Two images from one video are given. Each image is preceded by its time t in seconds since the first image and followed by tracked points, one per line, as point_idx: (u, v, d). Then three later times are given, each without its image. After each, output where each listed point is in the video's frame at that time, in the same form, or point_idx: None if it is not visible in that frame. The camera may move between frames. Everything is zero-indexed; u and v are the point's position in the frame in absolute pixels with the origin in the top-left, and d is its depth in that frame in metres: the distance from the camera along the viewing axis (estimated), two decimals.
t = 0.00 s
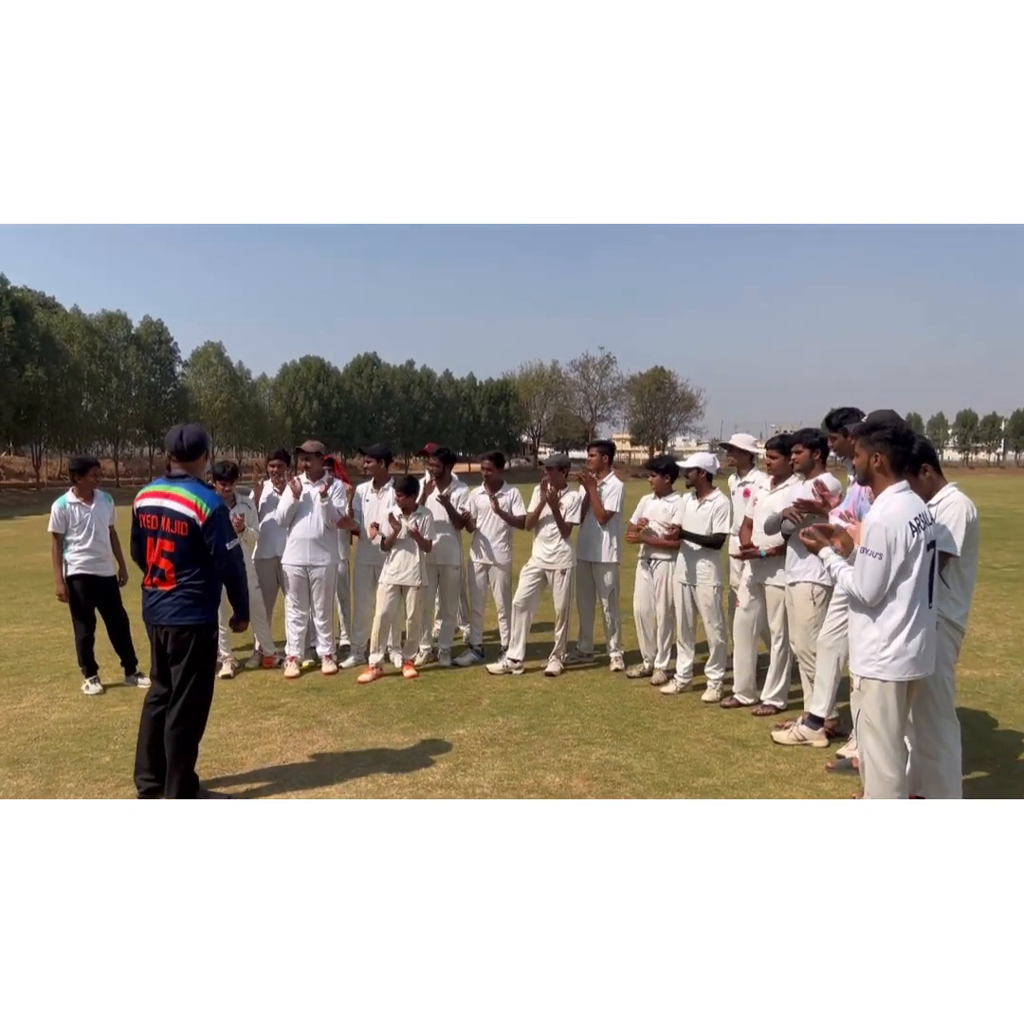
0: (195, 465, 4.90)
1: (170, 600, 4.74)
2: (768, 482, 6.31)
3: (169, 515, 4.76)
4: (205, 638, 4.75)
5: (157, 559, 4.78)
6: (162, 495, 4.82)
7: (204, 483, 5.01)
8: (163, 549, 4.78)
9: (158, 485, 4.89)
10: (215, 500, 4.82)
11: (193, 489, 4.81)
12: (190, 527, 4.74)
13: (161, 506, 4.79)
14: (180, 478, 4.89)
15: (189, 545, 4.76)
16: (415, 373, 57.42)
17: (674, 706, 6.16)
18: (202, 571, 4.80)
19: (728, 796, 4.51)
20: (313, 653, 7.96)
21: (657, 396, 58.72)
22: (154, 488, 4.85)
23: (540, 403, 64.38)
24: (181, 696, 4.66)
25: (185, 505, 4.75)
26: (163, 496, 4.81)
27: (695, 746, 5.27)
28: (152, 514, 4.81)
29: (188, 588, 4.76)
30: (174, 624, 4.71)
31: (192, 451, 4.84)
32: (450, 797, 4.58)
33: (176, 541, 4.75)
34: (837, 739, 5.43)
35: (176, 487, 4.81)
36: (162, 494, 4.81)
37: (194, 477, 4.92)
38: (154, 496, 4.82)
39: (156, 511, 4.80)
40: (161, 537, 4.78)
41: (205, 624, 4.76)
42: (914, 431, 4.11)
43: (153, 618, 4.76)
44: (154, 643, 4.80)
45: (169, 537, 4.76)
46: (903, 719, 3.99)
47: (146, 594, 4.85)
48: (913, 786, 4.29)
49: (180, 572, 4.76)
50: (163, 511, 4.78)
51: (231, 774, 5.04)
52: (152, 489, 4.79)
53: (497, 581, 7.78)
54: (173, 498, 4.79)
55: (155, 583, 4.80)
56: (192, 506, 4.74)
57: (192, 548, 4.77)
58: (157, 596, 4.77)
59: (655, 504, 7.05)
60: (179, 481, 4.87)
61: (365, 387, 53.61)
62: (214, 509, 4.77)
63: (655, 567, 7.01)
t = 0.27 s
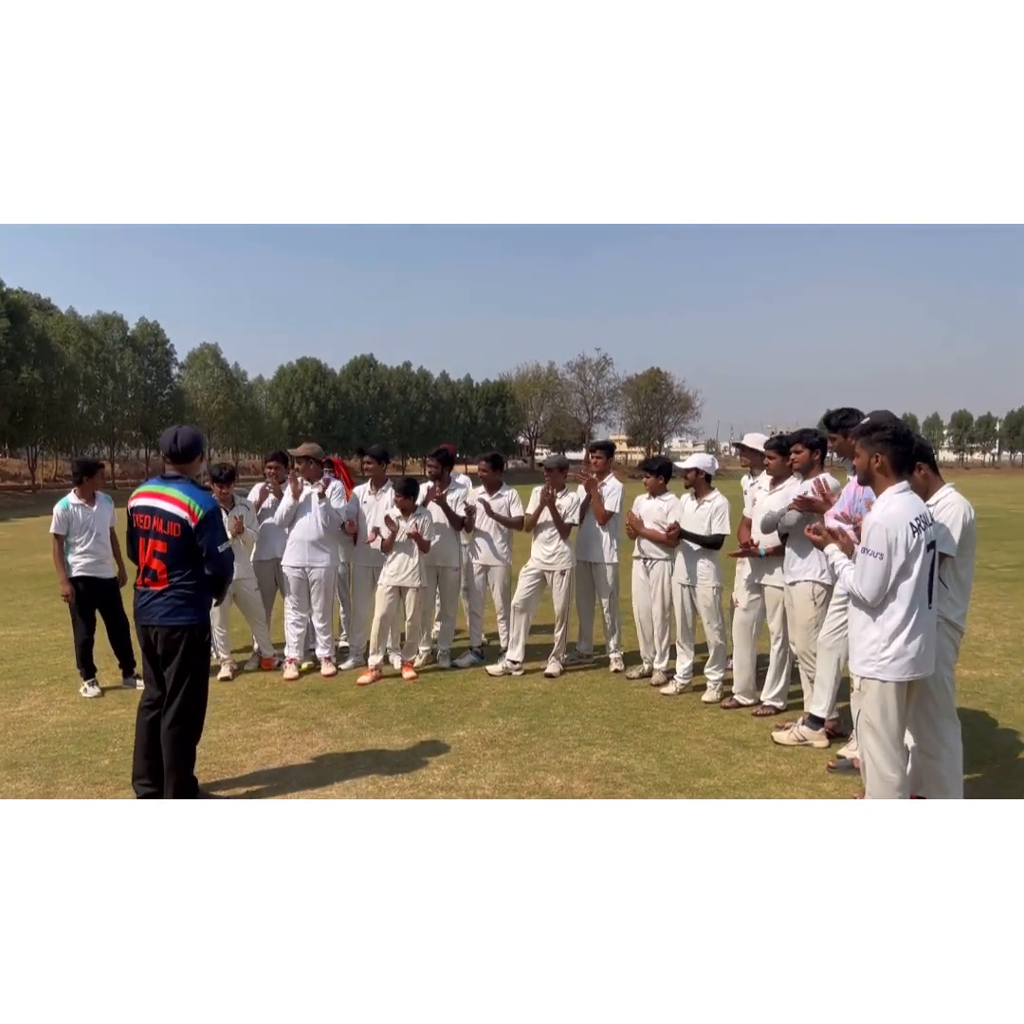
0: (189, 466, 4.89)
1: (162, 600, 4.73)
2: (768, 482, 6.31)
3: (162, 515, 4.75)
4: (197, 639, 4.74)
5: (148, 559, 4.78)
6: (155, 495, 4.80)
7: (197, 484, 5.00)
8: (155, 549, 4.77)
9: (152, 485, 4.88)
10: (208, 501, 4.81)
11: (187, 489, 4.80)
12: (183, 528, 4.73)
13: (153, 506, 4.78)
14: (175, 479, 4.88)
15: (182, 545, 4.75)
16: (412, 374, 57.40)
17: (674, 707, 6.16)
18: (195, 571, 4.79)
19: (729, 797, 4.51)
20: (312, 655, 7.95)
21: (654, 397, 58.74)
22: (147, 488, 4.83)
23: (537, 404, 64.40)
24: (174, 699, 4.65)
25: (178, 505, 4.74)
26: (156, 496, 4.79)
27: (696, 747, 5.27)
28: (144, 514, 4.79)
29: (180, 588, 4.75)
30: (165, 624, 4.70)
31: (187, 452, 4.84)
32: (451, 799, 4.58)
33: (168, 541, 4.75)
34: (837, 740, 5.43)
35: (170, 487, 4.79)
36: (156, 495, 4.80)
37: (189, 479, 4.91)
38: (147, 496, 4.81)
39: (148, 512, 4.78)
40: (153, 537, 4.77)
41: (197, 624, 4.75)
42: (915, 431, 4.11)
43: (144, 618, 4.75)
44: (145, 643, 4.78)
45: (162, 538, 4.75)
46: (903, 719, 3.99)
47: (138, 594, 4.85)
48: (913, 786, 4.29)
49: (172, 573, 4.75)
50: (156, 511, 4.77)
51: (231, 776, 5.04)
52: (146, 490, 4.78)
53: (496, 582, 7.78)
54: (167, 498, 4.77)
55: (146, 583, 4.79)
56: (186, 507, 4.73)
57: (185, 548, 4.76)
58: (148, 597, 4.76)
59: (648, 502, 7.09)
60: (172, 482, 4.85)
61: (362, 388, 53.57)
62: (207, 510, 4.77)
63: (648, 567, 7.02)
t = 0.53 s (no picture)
0: (180, 467, 4.86)
1: (153, 601, 4.71)
2: (768, 482, 6.31)
3: (152, 516, 4.75)
4: (186, 640, 4.70)
5: (140, 560, 4.77)
6: (146, 497, 4.79)
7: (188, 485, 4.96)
8: (146, 551, 4.76)
9: (145, 486, 4.87)
10: (197, 502, 4.77)
11: (177, 490, 4.79)
12: (173, 529, 4.72)
13: (144, 508, 4.77)
14: (166, 480, 4.85)
15: (172, 545, 4.73)
16: (406, 375, 57.33)
17: (676, 708, 6.15)
18: (186, 572, 4.75)
19: (734, 799, 4.50)
20: (311, 658, 7.92)
21: (648, 397, 58.78)
22: (139, 490, 4.82)
23: (531, 404, 64.41)
24: (173, 700, 4.63)
25: (168, 506, 4.73)
26: (147, 497, 4.79)
27: (699, 748, 5.26)
28: (136, 515, 4.80)
29: (171, 589, 4.71)
30: (157, 626, 4.68)
31: (176, 453, 4.80)
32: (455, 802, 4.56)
33: (158, 543, 4.73)
34: (840, 741, 5.42)
35: (161, 489, 4.77)
36: (146, 496, 4.80)
37: (179, 479, 4.88)
38: (138, 498, 4.79)
39: (140, 515, 4.78)
40: (143, 538, 4.77)
41: (190, 626, 4.71)
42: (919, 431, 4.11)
43: (137, 619, 4.74)
44: (138, 644, 4.77)
45: (152, 539, 4.74)
46: (908, 720, 3.99)
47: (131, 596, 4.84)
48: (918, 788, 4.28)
49: (163, 573, 4.72)
50: (147, 514, 4.75)
51: (233, 780, 5.01)
52: (138, 490, 4.78)
53: (496, 583, 7.76)
54: (157, 500, 4.77)
55: (139, 584, 4.78)
56: (175, 508, 4.71)
57: (176, 548, 4.73)
58: (140, 597, 4.74)
59: (642, 503, 7.11)
60: (164, 483, 4.84)
61: (356, 389, 53.48)
62: (196, 510, 4.73)
63: (647, 569, 7.00)
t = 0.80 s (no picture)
0: (172, 466, 4.84)
1: (144, 601, 4.69)
2: (769, 481, 6.31)
3: (143, 516, 4.71)
4: (177, 640, 4.67)
5: (131, 560, 4.74)
6: (138, 496, 4.75)
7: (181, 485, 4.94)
8: (136, 550, 4.73)
9: (138, 486, 4.84)
10: (189, 500, 4.74)
11: (168, 489, 4.74)
12: (163, 528, 4.68)
13: (136, 508, 4.74)
14: (158, 479, 4.83)
15: (163, 545, 4.70)
16: (399, 375, 57.28)
17: (678, 707, 6.16)
18: (177, 572, 4.73)
19: (739, 797, 4.51)
20: (311, 659, 7.90)
21: (641, 397, 58.84)
22: (131, 489, 4.80)
23: (524, 404, 64.43)
24: (175, 700, 4.61)
25: (159, 505, 4.69)
26: (138, 496, 4.74)
27: (703, 747, 5.26)
28: (128, 515, 4.77)
29: (162, 589, 4.69)
30: (148, 626, 4.65)
31: (168, 452, 4.80)
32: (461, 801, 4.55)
33: (148, 542, 4.70)
34: (842, 739, 5.43)
35: (152, 488, 4.75)
36: (139, 495, 4.75)
37: (171, 479, 4.85)
38: (131, 498, 4.77)
39: (131, 514, 4.75)
40: (135, 538, 4.73)
41: (182, 626, 4.69)
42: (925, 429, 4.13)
43: (129, 619, 4.72)
44: (133, 645, 4.76)
45: (142, 538, 4.71)
46: (914, 718, 4.00)
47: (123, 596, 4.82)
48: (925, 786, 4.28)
49: (154, 573, 4.70)
50: (138, 513, 4.72)
51: (236, 781, 4.98)
52: (130, 490, 4.73)
53: (496, 583, 7.75)
54: (148, 499, 4.72)
55: (131, 584, 4.76)
56: (165, 507, 4.68)
57: (167, 547, 4.71)
58: (132, 597, 4.73)
59: (640, 504, 7.10)
60: (155, 482, 4.81)
61: (349, 389, 53.38)
62: (187, 509, 4.70)
63: (647, 568, 6.99)
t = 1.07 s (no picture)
0: (165, 466, 4.82)
1: (135, 602, 4.67)
2: (766, 480, 6.33)
3: (135, 516, 4.69)
4: (169, 641, 4.64)
5: (124, 560, 4.72)
6: (130, 496, 4.73)
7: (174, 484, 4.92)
8: (128, 550, 4.71)
9: (132, 486, 4.83)
10: (181, 500, 4.72)
11: (160, 490, 4.71)
12: (155, 529, 4.66)
13: (128, 508, 4.72)
14: (150, 479, 4.82)
15: (156, 545, 4.68)
16: (389, 374, 57.20)
17: (677, 705, 6.17)
18: (169, 572, 4.71)
19: (741, 794, 4.52)
20: (308, 658, 7.88)
21: (631, 396, 58.92)
22: (124, 489, 4.79)
23: (515, 404, 64.46)
24: (174, 699, 4.59)
25: (151, 505, 4.66)
26: (131, 496, 4.72)
27: (703, 744, 5.28)
28: (121, 515, 4.74)
29: (154, 589, 4.67)
30: (141, 626, 4.63)
31: (160, 453, 4.77)
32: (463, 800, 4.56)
33: (140, 541, 4.68)
34: (842, 736, 5.45)
35: (144, 487, 4.73)
36: (131, 495, 4.73)
37: (164, 479, 4.83)
38: (124, 497, 4.76)
39: (123, 514, 4.73)
40: (127, 538, 4.70)
41: (175, 625, 4.67)
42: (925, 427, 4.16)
43: (123, 619, 4.70)
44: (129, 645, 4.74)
45: (134, 538, 4.68)
46: (915, 714, 4.02)
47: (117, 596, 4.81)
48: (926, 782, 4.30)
49: (146, 573, 4.68)
50: (129, 513, 4.70)
51: (237, 780, 4.97)
52: (123, 490, 4.71)
53: (493, 582, 7.75)
54: (141, 499, 4.70)
55: (124, 584, 4.74)
56: (157, 506, 4.66)
57: (159, 547, 4.69)
58: (125, 597, 4.71)
59: (637, 502, 7.11)
60: (148, 482, 4.79)
61: (339, 388, 53.23)
62: (178, 509, 4.68)
63: (644, 566, 7.01)
